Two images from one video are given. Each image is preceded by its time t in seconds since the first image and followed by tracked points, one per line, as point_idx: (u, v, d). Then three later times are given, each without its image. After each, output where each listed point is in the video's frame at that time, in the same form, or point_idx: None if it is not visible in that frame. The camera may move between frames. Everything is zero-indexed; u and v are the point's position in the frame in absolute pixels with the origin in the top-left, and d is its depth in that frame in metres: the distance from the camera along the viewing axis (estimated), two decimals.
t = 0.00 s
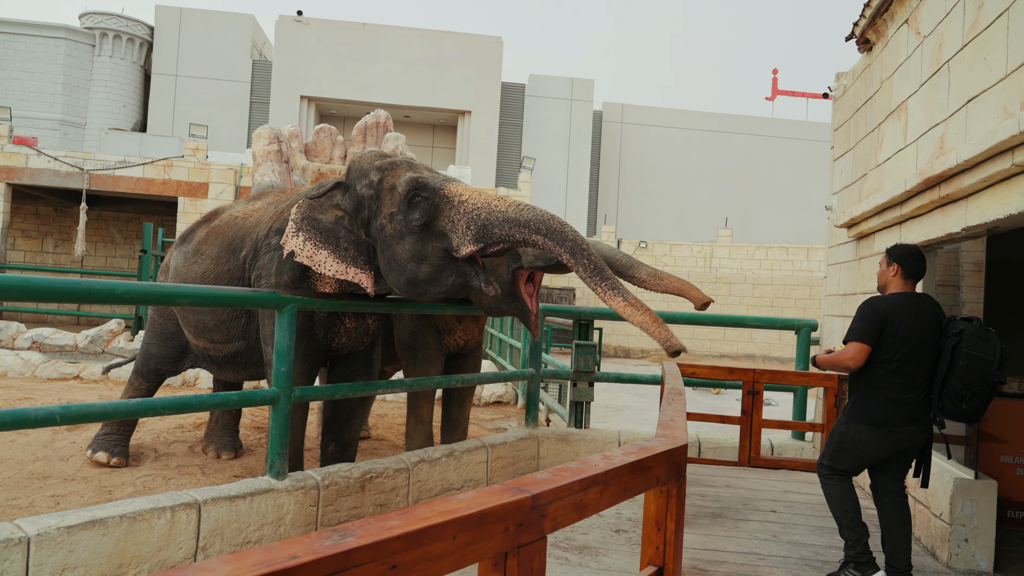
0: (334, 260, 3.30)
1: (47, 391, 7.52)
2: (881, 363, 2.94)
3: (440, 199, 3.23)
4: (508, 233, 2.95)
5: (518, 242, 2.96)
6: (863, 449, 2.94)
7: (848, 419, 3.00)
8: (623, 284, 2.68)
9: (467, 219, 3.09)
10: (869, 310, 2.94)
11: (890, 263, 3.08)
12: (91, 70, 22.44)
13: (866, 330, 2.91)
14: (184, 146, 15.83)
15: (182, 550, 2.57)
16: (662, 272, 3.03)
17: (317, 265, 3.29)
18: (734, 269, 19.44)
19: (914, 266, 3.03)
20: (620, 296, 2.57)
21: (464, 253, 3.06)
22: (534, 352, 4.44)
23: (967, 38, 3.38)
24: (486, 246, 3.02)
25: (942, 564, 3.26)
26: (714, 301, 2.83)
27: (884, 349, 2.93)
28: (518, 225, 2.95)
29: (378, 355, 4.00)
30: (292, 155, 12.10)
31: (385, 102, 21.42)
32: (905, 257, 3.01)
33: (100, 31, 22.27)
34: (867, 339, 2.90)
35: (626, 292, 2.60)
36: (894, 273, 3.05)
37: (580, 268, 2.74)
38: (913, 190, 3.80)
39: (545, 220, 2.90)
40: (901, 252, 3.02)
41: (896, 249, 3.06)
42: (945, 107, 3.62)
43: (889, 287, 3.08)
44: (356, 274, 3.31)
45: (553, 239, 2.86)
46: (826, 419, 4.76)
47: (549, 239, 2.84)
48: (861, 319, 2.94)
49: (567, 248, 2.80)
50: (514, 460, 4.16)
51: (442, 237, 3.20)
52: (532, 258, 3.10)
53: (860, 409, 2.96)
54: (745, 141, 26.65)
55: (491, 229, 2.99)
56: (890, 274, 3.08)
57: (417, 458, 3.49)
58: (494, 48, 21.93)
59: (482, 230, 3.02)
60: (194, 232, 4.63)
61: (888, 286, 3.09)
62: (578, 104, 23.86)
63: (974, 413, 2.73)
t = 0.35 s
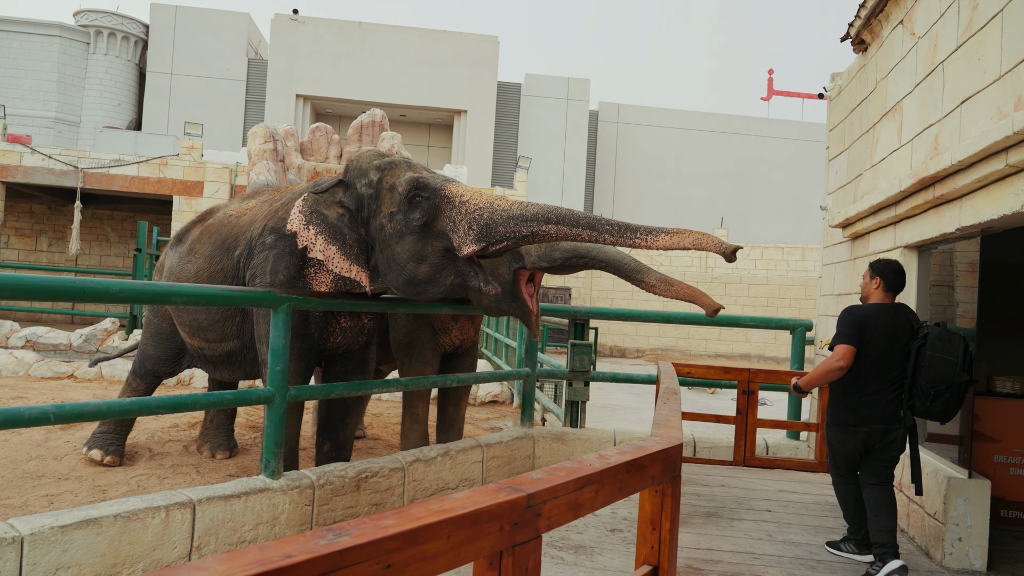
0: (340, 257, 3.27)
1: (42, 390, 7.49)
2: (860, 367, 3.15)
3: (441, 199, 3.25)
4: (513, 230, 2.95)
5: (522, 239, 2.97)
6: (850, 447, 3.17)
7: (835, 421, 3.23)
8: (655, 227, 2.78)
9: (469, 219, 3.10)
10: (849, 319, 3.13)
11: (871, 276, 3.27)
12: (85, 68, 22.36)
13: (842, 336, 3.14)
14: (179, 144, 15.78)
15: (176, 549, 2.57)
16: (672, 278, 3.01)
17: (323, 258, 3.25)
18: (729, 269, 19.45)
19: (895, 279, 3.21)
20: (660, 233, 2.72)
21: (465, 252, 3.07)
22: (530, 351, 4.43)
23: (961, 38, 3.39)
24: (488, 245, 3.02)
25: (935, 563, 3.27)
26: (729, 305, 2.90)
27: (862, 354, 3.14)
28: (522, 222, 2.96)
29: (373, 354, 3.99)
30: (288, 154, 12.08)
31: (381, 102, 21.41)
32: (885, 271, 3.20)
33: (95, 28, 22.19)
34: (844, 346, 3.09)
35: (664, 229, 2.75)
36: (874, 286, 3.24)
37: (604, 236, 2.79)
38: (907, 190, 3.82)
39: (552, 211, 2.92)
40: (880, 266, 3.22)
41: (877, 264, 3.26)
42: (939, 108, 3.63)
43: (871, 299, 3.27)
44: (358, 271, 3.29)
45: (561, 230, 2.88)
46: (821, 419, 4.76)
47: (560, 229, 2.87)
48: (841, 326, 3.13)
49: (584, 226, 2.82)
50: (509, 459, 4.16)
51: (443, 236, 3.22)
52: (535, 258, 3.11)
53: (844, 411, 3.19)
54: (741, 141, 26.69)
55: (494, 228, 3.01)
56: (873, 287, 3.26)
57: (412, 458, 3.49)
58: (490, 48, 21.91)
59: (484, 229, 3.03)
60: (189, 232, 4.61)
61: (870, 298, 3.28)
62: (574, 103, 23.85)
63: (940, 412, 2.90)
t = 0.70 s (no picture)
0: (345, 263, 3.27)
1: (45, 392, 7.50)
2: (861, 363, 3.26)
3: (452, 204, 3.25)
4: (528, 233, 2.98)
5: (536, 242, 3.00)
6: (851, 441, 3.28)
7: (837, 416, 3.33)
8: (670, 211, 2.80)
9: (481, 223, 3.12)
10: (848, 319, 3.23)
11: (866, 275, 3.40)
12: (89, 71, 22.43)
13: (846, 334, 3.22)
14: (182, 147, 15.81)
15: (179, 551, 2.57)
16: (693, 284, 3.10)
17: (327, 267, 3.26)
18: (731, 271, 19.44)
19: (889, 279, 3.36)
20: (675, 215, 2.74)
21: (478, 257, 3.08)
22: (532, 354, 4.43)
23: (964, 40, 3.39)
24: (501, 248, 3.04)
25: (939, 566, 3.26)
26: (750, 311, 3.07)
27: (863, 350, 3.26)
28: (536, 226, 2.99)
29: (375, 356, 3.99)
30: (291, 157, 12.11)
31: (383, 104, 21.44)
32: (882, 270, 3.33)
33: (99, 31, 22.26)
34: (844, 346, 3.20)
35: (678, 212, 2.77)
36: (870, 285, 3.38)
37: (622, 227, 2.81)
38: (910, 193, 3.82)
39: (567, 211, 2.95)
40: (878, 265, 3.34)
41: (874, 263, 3.37)
42: (941, 110, 3.63)
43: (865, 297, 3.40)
44: (366, 276, 3.29)
45: (578, 230, 2.91)
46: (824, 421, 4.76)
47: (576, 229, 2.90)
48: (840, 326, 3.24)
49: (601, 221, 2.85)
50: (512, 462, 4.15)
51: (454, 240, 3.24)
52: (548, 260, 3.15)
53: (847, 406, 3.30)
54: (744, 143, 26.68)
55: (508, 232, 3.03)
56: (867, 285, 3.41)
57: (415, 460, 3.49)
58: (493, 50, 21.93)
59: (498, 233, 3.05)
60: (190, 236, 4.61)
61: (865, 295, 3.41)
62: (576, 106, 23.86)
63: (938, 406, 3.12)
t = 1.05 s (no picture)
0: (353, 266, 3.31)
1: (46, 391, 7.50)
2: (871, 366, 3.32)
3: (462, 207, 3.27)
4: (538, 237, 3.01)
5: (546, 245, 3.04)
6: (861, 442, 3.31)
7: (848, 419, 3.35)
8: (675, 212, 2.74)
9: (492, 227, 3.17)
10: (862, 324, 3.28)
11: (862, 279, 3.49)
12: (90, 71, 22.44)
13: (860, 339, 3.25)
14: (183, 146, 15.80)
15: (179, 551, 2.57)
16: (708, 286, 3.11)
17: (339, 267, 3.33)
18: (732, 271, 19.45)
19: (882, 281, 3.50)
20: (681, 220, 2.69)
21: (488, 259, 3.13)
22: (532, 354, 4.43)
23: (965, 41, 3.39)
24: (512, 252, 3.08)
25: (939, 567, 3.26)
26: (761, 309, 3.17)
27: (873, 354, 3.31)
28: (546, 230, 3.03)
29: (376, 357, 3.99)
30: (291, 156, 12.12)
31: (384, 104, 21.44)
32: (878, 274, 3.45)
33: (99, 31, 22.28)
34: (861, 351, 3.25)
35: (685, 215, 2.72)
36: (867, 288, 3.49)
37: (629, 230, 2.79)
38: (910, 193, 3.82)
39: (577, 216, 2.97)
40: (875, 269, 3.45)
41: (869, 267, 3.47)
42: (942, 111, 3.63)
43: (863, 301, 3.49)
44: (372, 279, 3.30)
45: (588, 233, 2.92)
46: (824, 422, 4.76)
47: (586, 233, 2.91)
48: (853, 331, 3.28)
49: (609, 225, 2.84)
50: (512, 462, 4.15)
51: (462, 243, 3.25)
52: (557, 261, 3.31)
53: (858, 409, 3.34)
54: (745, 144, 26.66)
55: (519, 236, 3.06)
56: (863, 288, 3.51)
57: (414, 460, 3.49)
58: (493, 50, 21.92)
59: (508, 237, 3.09)
60: (191, 235, 4.61)
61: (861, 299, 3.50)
62: (576, 106, 23.87)
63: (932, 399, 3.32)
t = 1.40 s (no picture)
0: (358, 265, 3.24)
1: (48, 388, 7.51)
2: (877, 364, 3.43)
3: (472, 208, 3.32)
4: (547, 240, 3.11)
5: (555, 248, 3.13)
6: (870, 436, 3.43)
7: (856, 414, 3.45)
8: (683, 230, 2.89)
9: (500, 228, 3.23)
10: (870, 323, 3.39)
11: (868, 279, 3.56)
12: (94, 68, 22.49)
13: (868, 339, 3.36)
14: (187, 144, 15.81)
15: (181, 548, 2.57)
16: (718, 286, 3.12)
17: (340, 270, 3.20)
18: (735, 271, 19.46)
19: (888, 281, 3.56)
20: (689, 238, 2.81)
21: (497, 261, 3.19)
22: (535, 353, 4.45)
23: (970, 40, 3.38)
24: (520, 253, 3.17)
25: (940, 567, 3.26)
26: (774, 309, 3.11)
27: (880, 353, 3.42)
28: (555, 233, 3.12)
29: (378, 355, 4.00)
30: (294, 154, 12.13)
31: (387, 102, 21.41)
32: (884, 275, 3.52)
33: (104, 29, 22.32)
34: (867, 348, 3.36)
35: (692, 234, 2.84)
36: (874, 288, 3.54)
37: (638, 240, 2.94)
38: (914, 193, 3.81)
39: (585, 221, 3.07)
40: (881, 270, 3.53)
41: (876, 267, 3.55)
42: (946, 110, 3.62)
43: (869, 300, 3.57)
44: (378, 277, 3.27)
45: (596, 238, 3.04)
46: (826, 421, 4.75)
47: (594, 237, 3.02)
48: (860, 330, 3.39)
49: (617, 233, 2.98)
50: (513, 460, 4.15)
51: (469, 244, 3.31)
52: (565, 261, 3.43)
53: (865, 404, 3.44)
54: (748, 143, 26.62)
55: (528, 238, 3.15)
56: (870, 289, 3.56)
57: (416, 458, 3.49)
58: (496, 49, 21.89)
59: (516, 239, 3.17)
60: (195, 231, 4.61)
61: (867, 298, 3.57)
62: (580, 105, 23.84)
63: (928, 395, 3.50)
